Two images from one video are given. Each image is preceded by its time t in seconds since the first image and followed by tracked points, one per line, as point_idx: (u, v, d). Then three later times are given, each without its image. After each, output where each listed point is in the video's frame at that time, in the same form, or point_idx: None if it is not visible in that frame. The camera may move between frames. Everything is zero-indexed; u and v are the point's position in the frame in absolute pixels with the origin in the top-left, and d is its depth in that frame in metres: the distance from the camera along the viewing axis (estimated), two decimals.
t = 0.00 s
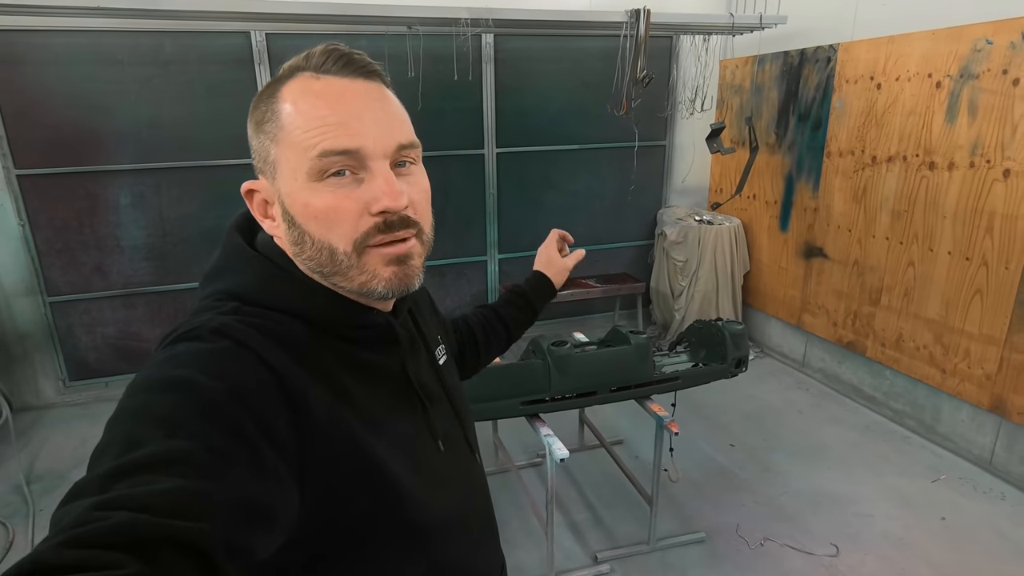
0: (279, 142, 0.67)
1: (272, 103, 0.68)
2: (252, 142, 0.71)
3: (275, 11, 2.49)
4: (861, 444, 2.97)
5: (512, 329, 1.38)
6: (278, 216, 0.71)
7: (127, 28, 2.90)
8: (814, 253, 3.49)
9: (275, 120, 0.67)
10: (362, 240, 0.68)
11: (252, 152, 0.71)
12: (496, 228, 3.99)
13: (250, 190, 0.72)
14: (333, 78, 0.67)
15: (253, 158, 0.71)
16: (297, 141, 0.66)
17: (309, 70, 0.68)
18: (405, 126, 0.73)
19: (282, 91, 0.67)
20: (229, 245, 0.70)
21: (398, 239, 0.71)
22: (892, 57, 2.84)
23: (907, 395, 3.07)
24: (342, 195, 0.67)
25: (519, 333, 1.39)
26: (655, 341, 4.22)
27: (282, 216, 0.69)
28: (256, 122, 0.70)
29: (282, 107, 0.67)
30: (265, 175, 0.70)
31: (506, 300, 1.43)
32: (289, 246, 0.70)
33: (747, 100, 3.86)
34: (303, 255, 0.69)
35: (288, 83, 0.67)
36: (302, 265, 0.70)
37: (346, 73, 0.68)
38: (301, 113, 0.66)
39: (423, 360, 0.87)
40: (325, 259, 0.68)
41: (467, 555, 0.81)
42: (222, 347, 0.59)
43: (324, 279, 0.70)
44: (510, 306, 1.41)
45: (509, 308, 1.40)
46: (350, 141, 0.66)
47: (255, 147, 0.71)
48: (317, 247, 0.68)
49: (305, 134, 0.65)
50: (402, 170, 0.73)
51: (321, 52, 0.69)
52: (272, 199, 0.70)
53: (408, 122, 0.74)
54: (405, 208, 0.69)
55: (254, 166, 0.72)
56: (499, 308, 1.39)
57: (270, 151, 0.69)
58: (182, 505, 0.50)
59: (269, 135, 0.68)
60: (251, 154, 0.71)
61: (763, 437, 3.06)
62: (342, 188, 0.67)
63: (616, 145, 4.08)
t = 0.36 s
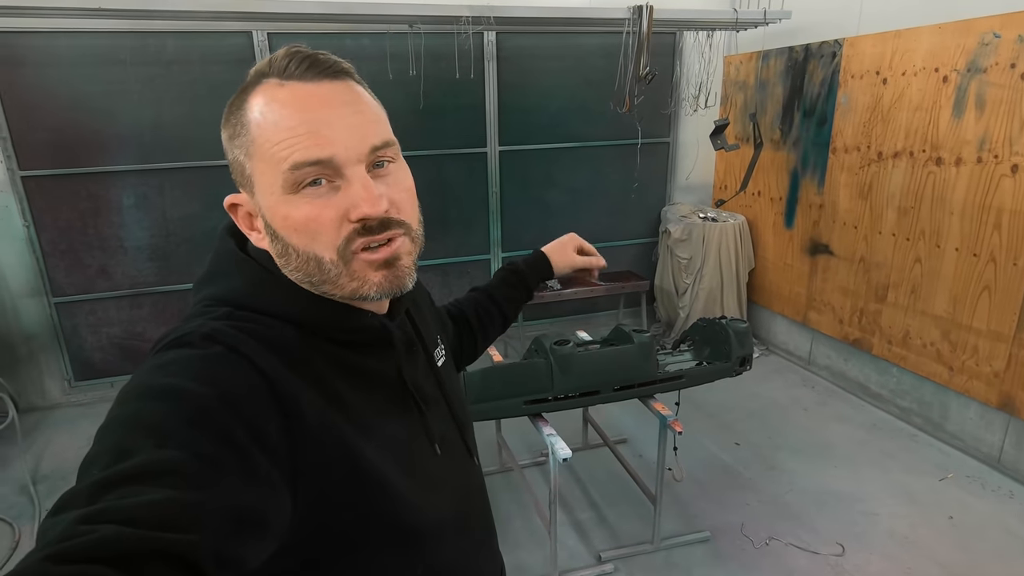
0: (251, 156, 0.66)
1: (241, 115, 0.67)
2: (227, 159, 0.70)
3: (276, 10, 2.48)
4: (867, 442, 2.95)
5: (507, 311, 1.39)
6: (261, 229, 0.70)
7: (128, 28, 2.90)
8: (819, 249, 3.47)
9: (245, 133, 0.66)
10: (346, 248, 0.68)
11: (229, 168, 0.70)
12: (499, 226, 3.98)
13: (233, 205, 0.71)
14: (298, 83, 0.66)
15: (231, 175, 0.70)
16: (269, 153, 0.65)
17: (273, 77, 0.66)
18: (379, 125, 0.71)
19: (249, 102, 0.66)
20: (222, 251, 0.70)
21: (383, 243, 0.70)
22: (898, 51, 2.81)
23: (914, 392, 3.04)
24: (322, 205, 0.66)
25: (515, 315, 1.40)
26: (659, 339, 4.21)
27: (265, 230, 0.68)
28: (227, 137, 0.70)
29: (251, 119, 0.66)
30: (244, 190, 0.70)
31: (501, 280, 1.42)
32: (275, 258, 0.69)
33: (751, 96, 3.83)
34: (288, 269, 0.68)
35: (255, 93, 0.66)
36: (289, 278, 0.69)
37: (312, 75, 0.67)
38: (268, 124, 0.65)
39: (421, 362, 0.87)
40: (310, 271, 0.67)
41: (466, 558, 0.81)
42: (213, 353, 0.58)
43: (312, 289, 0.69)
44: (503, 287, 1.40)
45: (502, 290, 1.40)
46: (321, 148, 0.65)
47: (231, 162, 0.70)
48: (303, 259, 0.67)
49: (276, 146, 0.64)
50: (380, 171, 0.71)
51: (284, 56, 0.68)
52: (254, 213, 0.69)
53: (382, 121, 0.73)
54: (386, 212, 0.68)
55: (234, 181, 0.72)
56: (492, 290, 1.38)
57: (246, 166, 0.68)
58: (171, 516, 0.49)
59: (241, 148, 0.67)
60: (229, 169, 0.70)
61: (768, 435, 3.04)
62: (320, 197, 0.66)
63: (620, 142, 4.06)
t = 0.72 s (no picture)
0: (268, 151, 0.66)
1: (259, 109, 0.66)
2: (241, 149, 0.70)
3: (286, 12, 2.50)
4: (881, 446, 2.90)
5: (519, 309, 1.36)
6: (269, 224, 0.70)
7: (142, 31, 2.93)
8: (833, 251, 3.43)
9: (261, 127, 0.66)
10: (354, 250, 0.68)
11: (243, 159, 0.70)
12: (508, 227, 3.98)
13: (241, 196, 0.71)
14: (320, 82, 0.66)
15: (246, 167, 0.70)
16: (286, 150, 0.65)
17: (295, 73, 0.66)
18: (398, 129, 0.71)
19: (269, 96, 0.66)
20: (224, 251, 0.70)
21: (392, 249, 0.70)
22: (914, 49, 2.77)
23: (930, 396, 2.99)
24: (334, 206, 0.66)
25: (528, 313, 1.38)
26: (670, 341, 4.18)
27: (274, 226, 0.68)
28: (242, 129, 0.69)
29: (270, 113, 0.65)
30: (254, 183, 0.69)
31: (512, 278, 1.40)
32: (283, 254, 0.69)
33: (764, 96, 3.79)
34: (296, 266, 0.68)
35: (274, 88, 0.66)
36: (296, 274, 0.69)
37: (334, 76, 0.67)
38: (288, 119, 0.64)
39: (425, 363, 0.87)
40: (318, 270, 0.68)
41: (469, 561, 0.80)
42: (214, 356, 0.58)
43: (317, 290, 0.69)
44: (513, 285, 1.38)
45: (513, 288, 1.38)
46: (339, 150, 0.65)
47: (244, 153, 0.70)
48: (310, 258, 0.67)
49: (293, 144, 0.64)
50: (394, 176, 0.71)
51: (307, 54, 0.67)
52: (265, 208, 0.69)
53: (400, 125, 0.73)
54: (398, 219, 0.68)
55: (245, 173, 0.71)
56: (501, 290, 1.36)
57: (260, 160, 0.67)
58: (172, 521, 0.49)
59: (256, 142, 0.67)
60: (241, 160, 0.70)
61: (780, 438, 3.00)
62: (333, 198, 0.66)
63: (630, 142, 4.04)
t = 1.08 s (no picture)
0: (297, 155, 0.65)
1: (289, 113, 0.66)
2: (264, 154, 0.70)
3: (297, 15, 2.51)
4: (891, 455, 2.87)
5: (526, 320, 1.36)
6: (290, 227, 0.69)
7: (155, 34, 2.96)
8: (843, 257, 3.40)
9: (292, 131, 0.66)
10: (380, 256, 0.67)
11: (266, 162, 0.69)
12: (516, 230, 3.97)
13: (262, 197, 0.70)
14: (355, 91, 0.66)
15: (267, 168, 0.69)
16: (317, 154, 0.64)
17: (329, 81, 0.66)
18: (425, 139, 0.72)
19: (300, 102, 0.66)
20: (237, 256, 0.70)
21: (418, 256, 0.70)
22: (927, 55, 2.75)
23: (940, 404, 2.96)
24: (364, 211, 0.66)
25: (535, 325, 1.37)
26: (677, 346, 4.16)
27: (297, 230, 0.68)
28: (269, 132, 0.68)
29: (301, 119, 0.65)
30: (278, 185, 0.68)
31: (519, 290, 1.40)
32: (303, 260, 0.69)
33: (775, 101, 3.78)
34: (319, 269, 0.68)
35: (306, 93, 0.66)
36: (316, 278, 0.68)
37: (367, 87, 0.67)
38: (320, 126, 0.64)
39: (434, 369, 0.86)
40: (343, 274, 0.67)
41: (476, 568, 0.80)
42: (226, 361, 0.58)
43: (339, 293, 0.69)
44: (520, 297, 1.38)
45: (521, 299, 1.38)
46: (374, 158, 0.65)
47: (268, 158, 0.69)
48: (336, 262, 0.67)
49: (325, 149, 0.64)
50: (421, 185, 0.72)
51: (341, 63, 0.68)
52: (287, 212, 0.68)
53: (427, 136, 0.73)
54: (427, 226, 0.69)
55: (266, 177, 0.71)
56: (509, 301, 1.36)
57: (286, 164, 0.67)
58: (182, 526, 0.49)
59: (284, 145, 0.66)
60: (265, 163, 0.69)
61: (788, 446, 2.98)
62: (361, 203, 0.66)
63: (639, 146, 4.03)
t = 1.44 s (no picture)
0: (441, 138, 0.73)
1: (422, 98, 0.72)
2: (387, 123, 0.69)
3: (305, 13, 2.53)
4: (896, 455, 2.86)
5: (522, 322, 1.36)
6: (417, 201, 0.72)
7: (164, 30, 2.98)
8: (849, 257, 3.39)
9: (434, 116, 0.73)
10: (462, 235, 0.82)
11: (390, 131, 0.69)
12: (521, 228, 3.98)
13: (392, 168, 0.69)
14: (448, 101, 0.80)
15: (395, 138, 0.70)
16: (457, 145, 0.76)
17: (436, 87, 0.78)
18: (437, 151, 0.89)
19: (426, 93, 0.74)
20: (243, 245, 0.70)
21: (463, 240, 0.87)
22: (935, 55, 2.74)
23: (946, 405, 2.95)
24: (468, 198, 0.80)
25: (530, 327, 1.38)
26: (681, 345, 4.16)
27: (428, 203, 0.73)
28: (398, 108, 0.70)
29: (436, 109, 0.74)
30: (411, 159, 0.71)
31: (515, 292, 1.40)
32: (423, 232, 0.74)
33: (781, 100, 3.76)
34: (435, 242, 0.75)
35: (428, 89, 0.75)
36: (429, 250, 0.75)
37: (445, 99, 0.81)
38: (452, 121, 0.76)
39: (438, 360, 0.87)
40: (452, 248, 0.78)
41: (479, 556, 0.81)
42: (234, 351, 0.59)
43: (442, 264, 0.78)
44: (516, 298, 1.39)
45: (516, 301, 1.38)
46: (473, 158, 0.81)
47: (398, 128, 0.70)
48: (451, 236, 0.77)
49: (461, 141, 0.77)
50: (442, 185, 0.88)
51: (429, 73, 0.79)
52: (420, 184, 0.72)
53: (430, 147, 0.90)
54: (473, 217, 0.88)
55: (376, 146, 0.69)
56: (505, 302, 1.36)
57: (424, 142, 0.72)
58: (192, 513, 0.50)
59: (427, 126, 0.72)
60: (394, 133, 0.70)
61: (792, 445, 2.98)
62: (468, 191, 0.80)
63: (645, 145, 4.03)
